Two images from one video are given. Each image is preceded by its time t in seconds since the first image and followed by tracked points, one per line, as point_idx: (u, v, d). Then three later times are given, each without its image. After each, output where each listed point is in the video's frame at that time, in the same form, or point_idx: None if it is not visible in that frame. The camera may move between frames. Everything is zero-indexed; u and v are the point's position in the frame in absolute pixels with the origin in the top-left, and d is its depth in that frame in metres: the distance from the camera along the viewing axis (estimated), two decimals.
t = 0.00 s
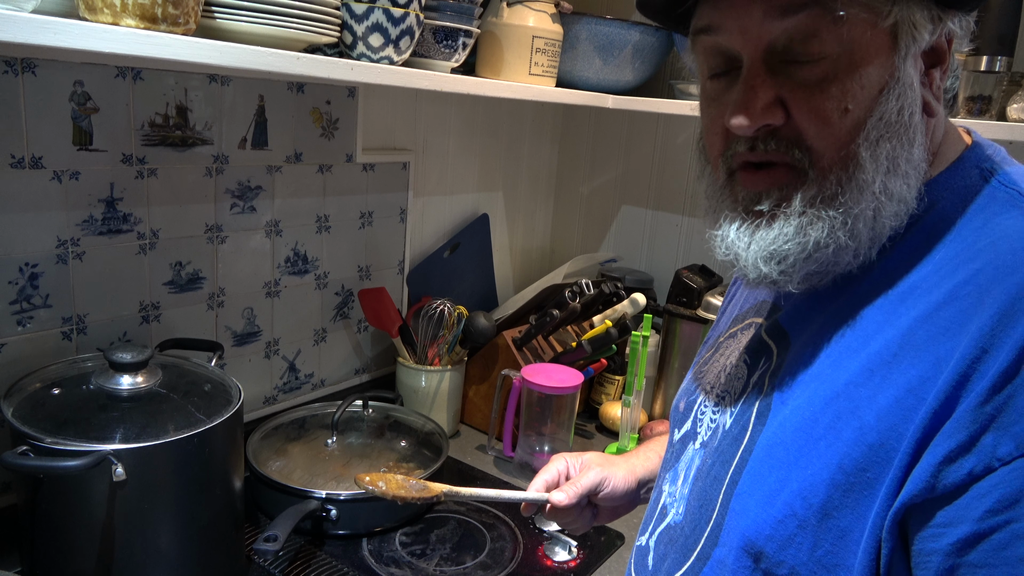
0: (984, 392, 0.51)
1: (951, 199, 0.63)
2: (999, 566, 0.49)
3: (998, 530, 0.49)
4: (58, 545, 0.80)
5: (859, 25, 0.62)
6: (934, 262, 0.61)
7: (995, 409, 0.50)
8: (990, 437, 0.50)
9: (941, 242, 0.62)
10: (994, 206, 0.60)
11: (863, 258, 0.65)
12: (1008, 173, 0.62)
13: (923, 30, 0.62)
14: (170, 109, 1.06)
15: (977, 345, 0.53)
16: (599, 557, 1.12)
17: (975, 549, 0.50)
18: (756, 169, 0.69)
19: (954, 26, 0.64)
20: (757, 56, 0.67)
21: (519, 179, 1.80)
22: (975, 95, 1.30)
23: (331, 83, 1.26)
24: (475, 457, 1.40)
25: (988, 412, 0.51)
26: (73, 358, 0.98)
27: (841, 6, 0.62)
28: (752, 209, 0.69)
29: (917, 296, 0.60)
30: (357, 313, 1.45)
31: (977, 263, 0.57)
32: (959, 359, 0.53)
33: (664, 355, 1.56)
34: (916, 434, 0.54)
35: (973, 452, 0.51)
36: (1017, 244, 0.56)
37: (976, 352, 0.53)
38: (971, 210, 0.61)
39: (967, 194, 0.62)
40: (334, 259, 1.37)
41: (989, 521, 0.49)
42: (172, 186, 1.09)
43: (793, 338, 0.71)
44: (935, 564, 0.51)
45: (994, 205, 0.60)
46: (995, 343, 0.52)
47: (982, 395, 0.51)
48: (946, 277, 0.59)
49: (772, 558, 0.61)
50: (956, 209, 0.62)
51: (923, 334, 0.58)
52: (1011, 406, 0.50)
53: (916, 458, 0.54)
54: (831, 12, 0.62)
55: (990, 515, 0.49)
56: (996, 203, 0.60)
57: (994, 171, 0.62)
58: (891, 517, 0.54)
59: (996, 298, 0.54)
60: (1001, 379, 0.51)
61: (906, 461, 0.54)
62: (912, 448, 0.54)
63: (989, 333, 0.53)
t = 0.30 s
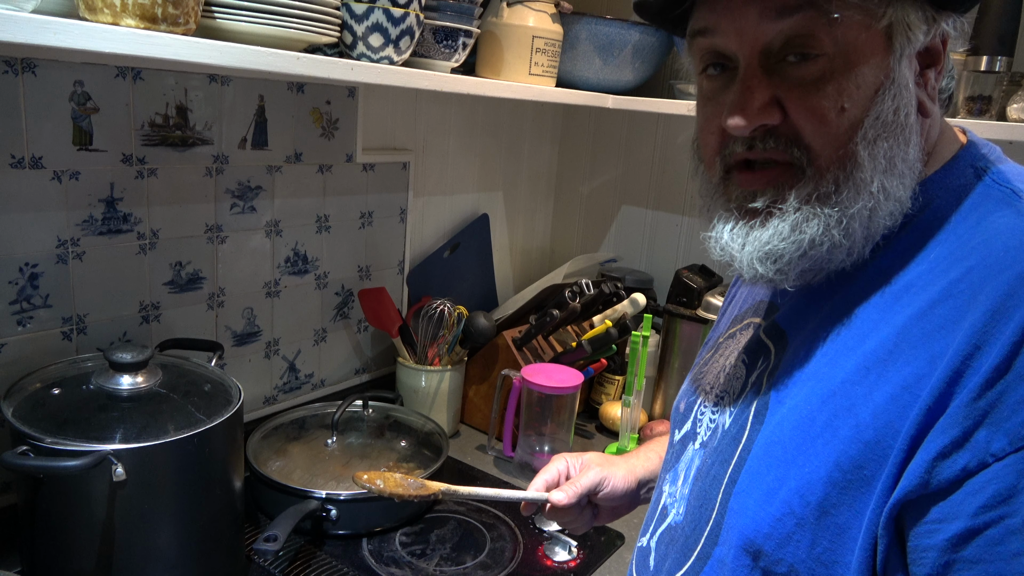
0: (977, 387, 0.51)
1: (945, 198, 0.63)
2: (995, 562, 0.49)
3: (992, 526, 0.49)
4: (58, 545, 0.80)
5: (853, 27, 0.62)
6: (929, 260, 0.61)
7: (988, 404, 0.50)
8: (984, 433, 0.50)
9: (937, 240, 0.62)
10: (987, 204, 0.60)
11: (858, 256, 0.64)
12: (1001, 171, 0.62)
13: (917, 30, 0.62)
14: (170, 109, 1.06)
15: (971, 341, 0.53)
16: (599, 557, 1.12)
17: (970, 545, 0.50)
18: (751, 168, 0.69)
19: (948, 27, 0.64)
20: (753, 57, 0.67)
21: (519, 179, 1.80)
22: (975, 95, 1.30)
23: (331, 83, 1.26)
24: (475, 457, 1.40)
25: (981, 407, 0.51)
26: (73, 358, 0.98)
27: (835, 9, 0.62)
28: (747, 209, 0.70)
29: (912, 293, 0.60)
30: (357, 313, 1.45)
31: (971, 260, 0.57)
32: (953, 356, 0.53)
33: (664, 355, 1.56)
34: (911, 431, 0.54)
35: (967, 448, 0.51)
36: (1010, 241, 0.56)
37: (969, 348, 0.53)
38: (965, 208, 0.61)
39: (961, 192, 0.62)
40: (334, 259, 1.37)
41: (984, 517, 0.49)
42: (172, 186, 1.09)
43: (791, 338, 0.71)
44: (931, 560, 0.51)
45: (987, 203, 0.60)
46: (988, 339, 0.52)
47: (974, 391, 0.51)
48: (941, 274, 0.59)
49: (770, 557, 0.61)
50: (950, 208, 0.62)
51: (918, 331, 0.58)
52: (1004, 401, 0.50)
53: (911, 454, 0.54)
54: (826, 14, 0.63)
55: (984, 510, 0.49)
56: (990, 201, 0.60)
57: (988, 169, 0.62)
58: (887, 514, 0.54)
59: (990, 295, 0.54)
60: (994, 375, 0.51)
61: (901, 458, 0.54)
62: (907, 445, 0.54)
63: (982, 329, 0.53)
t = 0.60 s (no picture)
0: (984, 386, 0.51)
1: (948, 197, 0.63)
2: (1001, 560, 0.49)
3: (999, 525, 0.49)
4: (58, 545, 0.80)
5: (857, 25, 0.62)
6: (933, 259, 0.61)
7: (995, 403, 0.50)
8: (990, 432, 0.50)
9: (940, 239, 0.62)
10: (991, 203, 0.60)
11: (860, 254, 0.64)
12: (1004, 170, 0.62)
13: (920, 29, 0.62)
14: (170, 109, 1.06)
15: (976, 340, 0.53)
16: (599, 557, 1.12)
17: (977, 544, 0.50)
18: (752, 166, 0.69)
19: (951, 26, 0.64)
20: (756, 56, 0.67)
21: (519, 179, 1.80)
22: (975, 95, 1.30)
23: (331, 83, 1.26)
24: (475, 457, 1.40)
25: (987, 406, 0.51)
26: (73, 358, 0.98)
27: (839, 7, 0.62)
28: (747, 206, 0.70)
29: (916, 293, 0.60)
30: (357, 313, 1.45)
31: (975, 259, 0.57)
32: (958, 354, 0.53)
33: (664, 355, 1.56)
34: (916, 430, 0.54)
35: (973, 447, 0.51)
36: (1014, 239, 0.56)
37: (975, 347, 0.53)
38: (968, 207, 0.61)
39: (964, 192, 0.62)
40: (334, 259, 1.37)
41: (991, 516, 0.49)
42: (172, 186, 1.09)
43: (794, 338, 0.71)
44: (938, 560, 0.51)
45: (992, 203, 0.60)
46: (994, 338, 0.52)
47: (981, 390, 0.51)
48: (945, 273, 0.59)
49: (774, 557, 0.61)
50: (953, 207, 0.62)
51: (922, 330, 0.57)
52: (1011, 400, 0.50)
53: (917, 454, 0.54)
54: (829, 13, 0.63)
55: (991, 510, 0.49)
56: (994, 200, 0.60)
57: (991, 169, 0.62)
58: (893, 513, 0.54)
59: (995, 293, 0.54)
60: (1000, 373, 0.51)
61: (907, 457, 0.54)
62: (913, 444, 0.54)
63: (988, 328, 0.53)
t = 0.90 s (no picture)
0: (987, 385, 0.51)
1: (951, 196, 0.63)
2: (1004, 560, 0.49)
3: (1002, 524, 0.49)
4: (58, 546, 0.80)
5: (860, 23, 0.62)
6: (935, 260, 0.61)
7: (998, 403, 0.50)
8: (993, 432, 0.50)
9: (943, 238, 0.62)
10: (994, 203, 0.60)
11: (866, 254, 0.64)
12: (1007, 170, 0.62)
13: (923, 28, 0.62)
14: (170, 109, 1.06)
15: (980, 339, 0.53)
16: (599, 557, 1.12)
17: (979, 543, 0.50)
18: (756, 167, 0.69)
19: (954, 25, 0.64)
20: (759, 54, 0.67)
21: (519, 179, 1.80)
22: (975, 95, 1.30)
23: (331, 83, 1.26)
24: (475, 457, 1.40)
25: (990, 406, 0.51)
26: (72, 358, 0.98)
27: (842, 4, 0.62)
28: (750, 207, 0.70)
29: (918, 293, 0.60)
30: (357, 313, 1.45)
31: (978, 259, 0.57)
32: (961, 354, 0.54)
33: (664, 355, 1.56)
34: (919, 430, 0.54)
35: (976, 447, 0.51)
36: (1017, 239, 0.56)
37: (978, 346, 0.53)
38: (970, 207, 0.61)
39: (966, 192, 0.62)
40: (335, 259, 1.37)
41: (993, 516, 0.49)
42: (172, 186, 1.09)
43: (796, 338, 0.71)
44: (939, 559, 0.51)
45: (995, 203, 0.60)
46: (997, 337, 0.52)
47: (984, 390, 0.51)
48: (948, 273, 0.59)
49: (774, 556, 0.61)
50: (955, 206, 0.62)
51: (925, 330, 0.58)
52: (1014, 399, 0.50)
53: (919, 453, 0.54)
54: (832, 10, 0.63)
55: (994, 509, 0.49)
56: (996, 200, 0.60)
57: (994, 168, 0.62)
58: (895, 513, 0.54)
59: (999, 293, 0.54)
60: (1003, 373, 0.51)
61: (909, 457, 0.54)
62: (916, 443, 0.54)
63: (991, 328, 0.53)
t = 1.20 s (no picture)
0: (984, 385, 0.51)
1: (949, 197, 0.63)
2: (1000, 559, 0.49)
3: (998, 524, 0.49)
4: (58, 546, 0.80)
5: (860, 23, 0.62)
6: (933, 259, 0.61)
7: (994, 402, 0.51)
8: (990, 431, 0.50)
9: (941, 238, 0.62)
10: (992, 203, 0.60)
11: (863, 253, 0.65)
12: (1005, 170, 0.62)
13: (923, 28, 0.62)
14: (170, 109, 1.06)
15: (976, 339, 0.53)
16: (599, 558, 1.12)
17: (975, 543, 0.50)
18: (754, 163, 0.69)
19: (953, 25, 0.64)
20: (759, 53, 0.67)
21: (519, 179, 1.80)
22: (974, 95, 1.30)
23: (331, 83, 1.26)
24: (475, 457, 1.40)
25: (987, 405, 0.51)
26: (72, 358, 0.98)
27: (841, 4, 0.62)
28: (749, 204, 0.69)
29: (916, 293, 0.60)
30: (357, 313, 1.45)
31: (975, 259, 0.57)
32: (958, 353, 0.54)
33: (664, 355, 1.56)
34: (916, 429, 0.54)
35: (973, 446, 0.51)
36: (1014, 239, 0.56)
37: (975, 346, 0.53)
38: (968, 207, 0.61)
39: (964, 192, 0.62)
40: (335, 259, 1.37)
41: (989, 515, 0.49)
42: (172, 186, 1.09)
43: (795, 337, 0.71)
44: (936, 559, 0.51)
45: (993, 202, 0.60)
46: (994, 337, 0.52)
47: (981, 389, 0.51)
48: (945, 273, 0.59)
49: (772, 555, 0.61)
50: (954, 206, 0.62)
51: (922, 329, 0.58)
52: (1011, 399, 0.50)
53: (916, 452, 0.54)
54: (832, 9, 0.63)
55: (990, 508, 0.49)
56: (995, 200, 0.60)
57: (992, 169, 0.62)
58: (892, 512, 0.54)
59: (996, 293, 0.54)
60: (999, 372, 0.51)
61: (906, 456, 0.54)
62: (913, 443, 0.54)
63: (988, 327, 0.53)
